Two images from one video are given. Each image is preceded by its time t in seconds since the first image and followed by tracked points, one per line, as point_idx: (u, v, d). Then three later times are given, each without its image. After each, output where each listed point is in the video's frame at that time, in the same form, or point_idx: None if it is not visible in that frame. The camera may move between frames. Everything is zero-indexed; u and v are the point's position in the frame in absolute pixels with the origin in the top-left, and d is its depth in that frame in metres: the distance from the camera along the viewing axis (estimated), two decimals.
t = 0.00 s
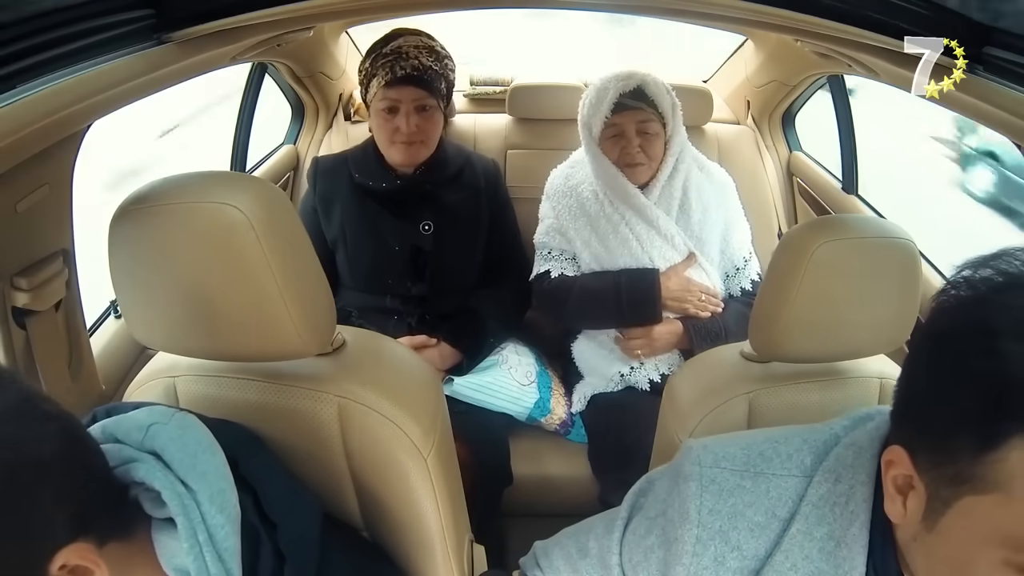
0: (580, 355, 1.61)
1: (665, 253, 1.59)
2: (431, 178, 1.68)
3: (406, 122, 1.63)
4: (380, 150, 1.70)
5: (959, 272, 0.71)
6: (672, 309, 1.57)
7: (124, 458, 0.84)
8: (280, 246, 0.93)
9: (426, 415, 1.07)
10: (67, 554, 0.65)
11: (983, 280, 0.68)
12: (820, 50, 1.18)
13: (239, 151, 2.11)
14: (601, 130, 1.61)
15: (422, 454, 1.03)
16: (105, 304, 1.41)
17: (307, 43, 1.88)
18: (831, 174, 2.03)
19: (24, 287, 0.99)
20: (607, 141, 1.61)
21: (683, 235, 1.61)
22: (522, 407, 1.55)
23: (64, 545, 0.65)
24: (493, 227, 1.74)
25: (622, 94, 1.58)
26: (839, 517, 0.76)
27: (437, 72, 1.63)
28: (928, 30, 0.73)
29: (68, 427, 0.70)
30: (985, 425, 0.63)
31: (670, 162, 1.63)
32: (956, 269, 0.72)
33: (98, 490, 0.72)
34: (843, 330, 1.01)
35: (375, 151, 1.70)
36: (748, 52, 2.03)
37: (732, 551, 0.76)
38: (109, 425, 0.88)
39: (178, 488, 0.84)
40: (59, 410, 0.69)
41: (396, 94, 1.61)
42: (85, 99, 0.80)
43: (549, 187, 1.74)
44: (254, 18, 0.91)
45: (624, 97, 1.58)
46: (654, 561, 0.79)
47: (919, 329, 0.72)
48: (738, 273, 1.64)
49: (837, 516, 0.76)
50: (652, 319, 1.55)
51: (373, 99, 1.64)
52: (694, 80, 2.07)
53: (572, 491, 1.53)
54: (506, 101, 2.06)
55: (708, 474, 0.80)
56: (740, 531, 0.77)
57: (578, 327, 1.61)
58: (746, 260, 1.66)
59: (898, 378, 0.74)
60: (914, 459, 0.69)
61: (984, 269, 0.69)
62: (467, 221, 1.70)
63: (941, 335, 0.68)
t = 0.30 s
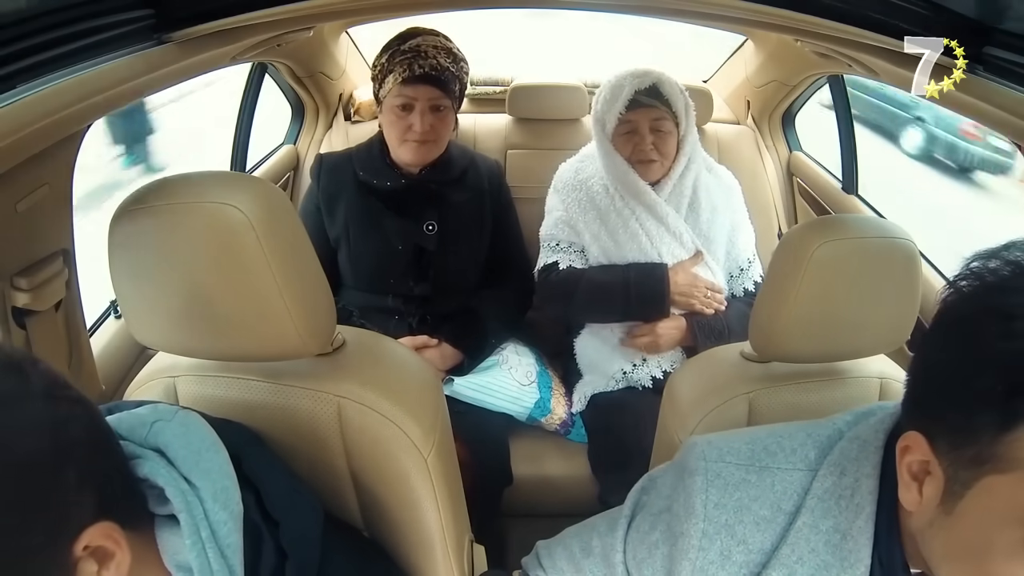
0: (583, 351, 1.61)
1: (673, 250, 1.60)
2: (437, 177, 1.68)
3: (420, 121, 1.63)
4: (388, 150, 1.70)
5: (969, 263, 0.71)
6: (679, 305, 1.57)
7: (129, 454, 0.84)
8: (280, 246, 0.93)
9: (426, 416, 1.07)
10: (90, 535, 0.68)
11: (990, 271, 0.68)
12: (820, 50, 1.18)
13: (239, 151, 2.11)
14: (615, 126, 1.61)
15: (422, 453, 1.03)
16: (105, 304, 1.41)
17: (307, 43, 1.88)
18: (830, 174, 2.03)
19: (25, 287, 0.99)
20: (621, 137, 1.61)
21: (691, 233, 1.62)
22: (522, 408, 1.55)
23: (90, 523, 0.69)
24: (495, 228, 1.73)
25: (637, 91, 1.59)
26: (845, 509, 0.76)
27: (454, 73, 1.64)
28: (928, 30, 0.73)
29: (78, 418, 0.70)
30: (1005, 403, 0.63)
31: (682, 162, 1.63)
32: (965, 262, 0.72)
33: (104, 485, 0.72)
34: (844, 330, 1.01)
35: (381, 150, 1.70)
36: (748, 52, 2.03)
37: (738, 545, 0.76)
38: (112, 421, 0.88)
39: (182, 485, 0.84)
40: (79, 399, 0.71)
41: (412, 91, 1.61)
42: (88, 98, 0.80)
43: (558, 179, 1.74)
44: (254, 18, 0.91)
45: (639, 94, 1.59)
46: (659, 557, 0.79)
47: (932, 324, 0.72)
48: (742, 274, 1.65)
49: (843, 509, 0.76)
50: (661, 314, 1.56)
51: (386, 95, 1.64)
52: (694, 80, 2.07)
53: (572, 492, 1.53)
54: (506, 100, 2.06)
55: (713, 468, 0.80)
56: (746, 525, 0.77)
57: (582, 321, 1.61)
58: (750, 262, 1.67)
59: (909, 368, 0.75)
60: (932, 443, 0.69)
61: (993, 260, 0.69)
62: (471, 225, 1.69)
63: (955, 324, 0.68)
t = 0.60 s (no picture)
0: (579, 354, 1.62)
1: (669, 253, 1.59)
2: (434, 179, 1.67)
3: (416, 121, 1.61)
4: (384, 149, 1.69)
5: (955, 260, 0.70)
6: (674, 311, 1.54)
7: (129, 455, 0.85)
8: (281, 247, 0.93)
9: (425, 415, 1.07)
10: (85, 529, 0.68)
11: (975, 268, 0.67)
12: (820, 50, 1.17)
13: (239, 151, 2.11)
14: (607, 132, 1.61)
15: (422, 453, 1.03)
16: (105, 304, 1.41)
17: (308, 43, 1.88)
18: (831, 174, 2.03)
19: (24, 287, 0.99)
20: (613, 143, 1.62)
21: (687, 236, 1.61)
22: (522, 408, 1.55)
23: (84, 517, 0.69)
24: (494, 229, 1.74)
25: (630, 96, 1.59)
26: (839, 506, 0.76)
27: (449, 73, 1.64)
28: (928, 30, 0.73)
29: (79, 412, 0.70)
30: (991, 393, 0.63)
31: (677, 166, 1.63)
32: (951, 258, 0.71)
33: (103, 483, 0.72)
34: (843, 331, 1.01)
35: (379, 150, 1.70)
36: (748, 52, 2.03)
37: (732, 542, 0.76)
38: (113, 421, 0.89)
39: (181, 486, 0.84)
40: (76, 394, 0.70)
41: (407, 92, 1.61)
42: (88, 98, 0.80)
43: (552, 185, 1.73)
44: (254, 18, 0.91)
45: (632, 99, 1.59)
46: (654, 556, 0.79)
47: (921, 318, 0.72)
48: (739, 275, 1.65)
49: (837, 506, 0.76)
50: (657, 318, 1.54)
51: (383, 97, 1.63)
52: (694, 80, 2.07)
53: (572, 492, 1.53)
54: (506, 100, 2.06)
55: (708, 466, 0.81)
56: (741, 522, 0.77)
57: (575, 327, 1.61)
58: (748, 263, 1.66)
59: (900, 361, 0.74)
60: (920, 438, 0.69)
61: (979, 256, 0.68)
62: (471, 222, 1.70)
63: (943, 318, 0.68)
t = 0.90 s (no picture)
0: (579, 354, 1.62)
1: (666, 252, 1.58)
2: (436, 179, 1.68)
3: (421, 121, 1.62)
4: (388, 150, 1.70)
5: (956, 259, 0.70)
6: (672, 314, 1.55)
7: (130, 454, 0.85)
8: (281, 246, 0.93)
9: (425, 415, 1.07)
10: (91, 525, 0.68)
11: (977, 266, 0.67)
12: (819, 50, 1.18)
13: (239, 151, 2.11)
14: (604, 132, 1.62)
15: (422, 453, 1.03)
16: (105, 304, 1.40)
17: (308, 43, 1.88)
18: (831, 174, 2.03)
19: (24, 287, 0.99)
20: (609, 143, 1.62)
21: (685, 235, 1.60)
22: (523, 408, 1.55)
23: (90, 513, 0.69)
24: (494, 231, 1.74)
25: (624, 95, 1.60)
26: (843, 508, 0.76)
27: (455, 73, 1.64)
28: (929, 30, 0.73)
29: (82, 409, 0.70)
30: (994, 391, 0.63)
31: (675, 163, 1.63)
32: (952, 258, 0.71)
33: (105, 482, 0.72)
34: (843, 331, 1.01)
35: (382, 150, 1.70)
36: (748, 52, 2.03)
37: (736, 544, 0.76)
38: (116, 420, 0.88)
39: (183, 486, 0.84)
40: (80, 395, 0.70)
41: (413, 92, 1.61)
42: (90, 98, 0.80)
43: (549, 187, 1.73)
44: (255, 18, 0.91)
45: (626, 98, 1.59)
46: (657, 557, 0.79)
47: (923, 316, 0.72)
48: (739, 274, 1.64)
49: (841, 507, 0.76)
50: (655, 322, 1.54)
51: (388, 95, 1.64)
52: (694, 81, 2.07)
53: (572, 492, 1.53)
54: (505, 101, 2.06)
55: (711, 467, 0.80)
56: (745, 524, 0.77)
57: (575, 328, 1.61)
58: (747, 262, 1.66)
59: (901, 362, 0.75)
60: (922, 438, 0.69)
61: (979, 255, 0.68)
62: (472, 223, 1.70)
63: (944, 316, 0.68)
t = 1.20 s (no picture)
0: (582, 350, 1.60)
1: (676, 248, 1.60)
2: (433, 179, 1.68)
3: (418, 121, 1.63)
4: (386, 150, 1.70)
5: (958, 262, 0.70)
6: (680, 304, 1.57)
7: (128, 454, 0.85)
8: (280, 245, 0.93)
9: (424, 415, 1.07)
10: (80, 521, 0.68)
11: (980, 270, 0.67)
12: (819, 50, 1.18)
13: (240, 151, 2.11)
14: (620, 125, 1.62)
15: (422, 453, 1.03)
16: (105, 304, 1.41)
17: (308, 43, 1.88)
18: (831, 174, 2.02)
19: (24, 287, 0.99)
20: (626, 136, 1.62)
21: (695, 232, 1.62)
22: (521, 408, 1.55)
23: (80, 509, 0.69)
24: (494, 231, 1.74)
25: (644, 90, 1.60)
26: (839, 509, 0.76)
27: (453, 74, 1.64)
28: (928, 30, 0.73)
29: (75, 406, 0.70)
30: (992, 401, 0.63)
31: (686, 161, 1.64)
32: (956, 260, 0.72)
33: (99, 477, 0.73)
34: (845, 330, 1.01)
35: (380, 150, 1.71)
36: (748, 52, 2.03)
37: (732, 544, 0.76)
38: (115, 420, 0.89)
39: (179, 486, 0.84)
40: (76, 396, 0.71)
41: (411, 92, 1.61)
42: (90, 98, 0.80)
43: (562, 178, 1.74)
44: (254, 18, 0.91)
45: (645, 93, 1.59)
46: (653, 557, 0.78)
47: (923, 323, 0.72)
48: (743, 275, 1.65)
49: (837, 508, 0.76)
50: (663, 314, 1.57)
51: (385, 97, 1.64)
52: (694, 81, 2.07)
53: (571, 492, 1.53)
54: (505, 101, 2.06)
55: (708, 468, 0.81)
56: (740, 524, 0.77)
57: (582, 318, 1.60)
58: (751, 263, 1.67)
59: (900, 366, 0.75)
60: (920, 445, 0.69)
61: (984, 259, 0.68)
62: (472, 223, 1.70)
63: (945, 324, 0.68)
